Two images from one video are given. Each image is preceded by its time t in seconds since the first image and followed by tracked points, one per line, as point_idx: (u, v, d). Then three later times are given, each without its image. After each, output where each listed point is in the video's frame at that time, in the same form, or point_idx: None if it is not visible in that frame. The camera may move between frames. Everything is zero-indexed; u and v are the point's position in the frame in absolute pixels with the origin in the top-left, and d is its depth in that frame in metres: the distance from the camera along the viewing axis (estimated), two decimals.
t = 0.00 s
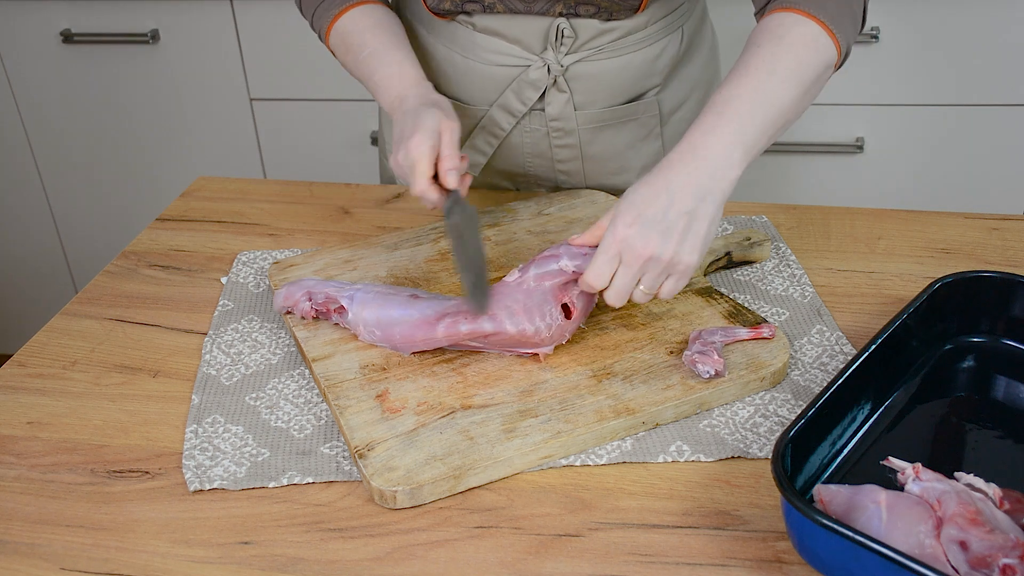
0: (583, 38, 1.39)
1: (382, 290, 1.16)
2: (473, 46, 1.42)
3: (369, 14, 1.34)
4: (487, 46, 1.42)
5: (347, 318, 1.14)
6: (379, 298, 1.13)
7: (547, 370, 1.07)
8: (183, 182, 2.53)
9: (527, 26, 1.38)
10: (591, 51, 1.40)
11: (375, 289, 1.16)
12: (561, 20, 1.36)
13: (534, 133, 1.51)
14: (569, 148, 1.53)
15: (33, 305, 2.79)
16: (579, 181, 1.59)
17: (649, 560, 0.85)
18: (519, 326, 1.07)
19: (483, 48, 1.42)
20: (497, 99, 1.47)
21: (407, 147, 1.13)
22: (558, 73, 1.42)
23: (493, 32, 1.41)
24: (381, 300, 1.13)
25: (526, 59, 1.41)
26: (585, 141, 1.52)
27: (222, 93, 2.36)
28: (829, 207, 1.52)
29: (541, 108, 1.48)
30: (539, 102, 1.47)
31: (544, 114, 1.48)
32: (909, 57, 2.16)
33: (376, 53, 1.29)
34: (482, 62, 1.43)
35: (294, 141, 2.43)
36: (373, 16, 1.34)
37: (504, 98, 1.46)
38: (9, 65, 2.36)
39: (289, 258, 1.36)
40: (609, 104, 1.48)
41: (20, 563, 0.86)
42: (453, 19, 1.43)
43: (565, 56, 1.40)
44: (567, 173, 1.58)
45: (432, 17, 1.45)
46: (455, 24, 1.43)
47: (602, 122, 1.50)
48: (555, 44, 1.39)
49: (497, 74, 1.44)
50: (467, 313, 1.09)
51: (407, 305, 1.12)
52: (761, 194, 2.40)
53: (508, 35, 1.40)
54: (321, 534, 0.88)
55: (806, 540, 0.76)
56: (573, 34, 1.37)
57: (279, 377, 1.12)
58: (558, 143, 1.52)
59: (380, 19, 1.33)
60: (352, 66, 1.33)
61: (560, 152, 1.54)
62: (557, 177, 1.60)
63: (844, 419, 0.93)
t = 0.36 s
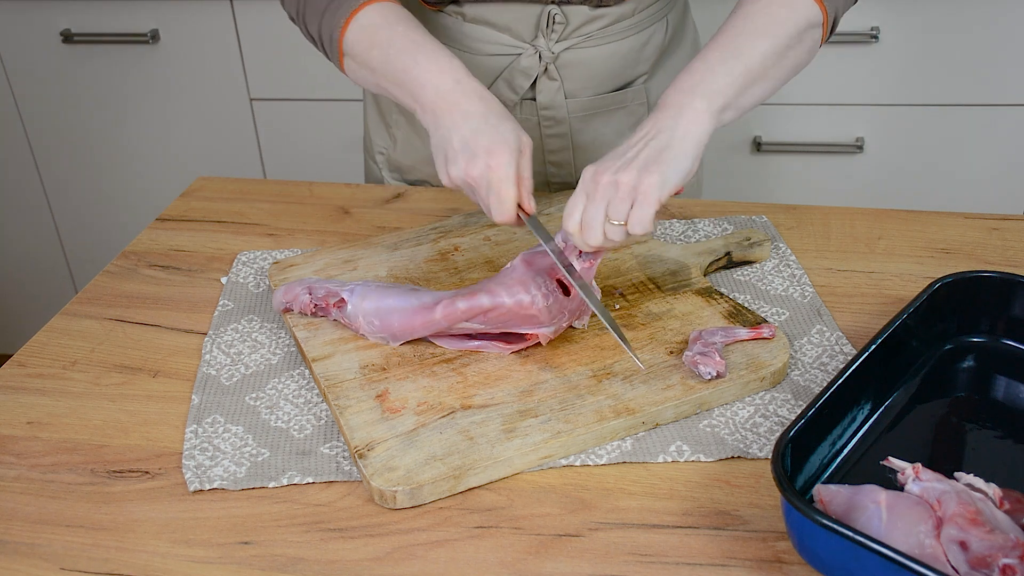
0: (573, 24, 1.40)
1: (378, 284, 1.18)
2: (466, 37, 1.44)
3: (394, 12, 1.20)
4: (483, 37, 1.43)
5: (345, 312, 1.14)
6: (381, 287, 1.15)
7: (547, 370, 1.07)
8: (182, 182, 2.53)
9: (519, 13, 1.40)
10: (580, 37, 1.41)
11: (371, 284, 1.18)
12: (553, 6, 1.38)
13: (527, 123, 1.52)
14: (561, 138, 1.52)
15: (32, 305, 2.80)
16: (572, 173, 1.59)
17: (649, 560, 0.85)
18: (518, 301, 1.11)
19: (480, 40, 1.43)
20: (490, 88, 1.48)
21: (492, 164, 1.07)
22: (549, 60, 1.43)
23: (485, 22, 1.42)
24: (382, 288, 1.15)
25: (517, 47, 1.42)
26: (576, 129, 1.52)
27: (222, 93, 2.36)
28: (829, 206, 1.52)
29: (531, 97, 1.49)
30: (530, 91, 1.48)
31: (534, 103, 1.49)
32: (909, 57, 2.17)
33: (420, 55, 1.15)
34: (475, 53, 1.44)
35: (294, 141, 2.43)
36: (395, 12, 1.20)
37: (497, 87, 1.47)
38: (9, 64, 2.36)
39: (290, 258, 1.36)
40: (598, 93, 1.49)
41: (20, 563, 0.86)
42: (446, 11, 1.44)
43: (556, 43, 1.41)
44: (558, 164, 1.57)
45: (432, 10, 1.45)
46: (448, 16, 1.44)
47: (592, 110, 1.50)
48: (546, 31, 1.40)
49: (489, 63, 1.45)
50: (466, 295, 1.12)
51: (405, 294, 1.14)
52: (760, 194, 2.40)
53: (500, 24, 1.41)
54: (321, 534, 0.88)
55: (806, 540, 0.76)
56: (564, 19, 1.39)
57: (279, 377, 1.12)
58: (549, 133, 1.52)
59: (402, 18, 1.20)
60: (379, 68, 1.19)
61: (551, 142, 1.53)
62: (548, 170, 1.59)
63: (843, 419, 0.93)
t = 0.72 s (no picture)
0: (604, 17, 1.43)
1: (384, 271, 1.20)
2: (500, 35, 1.44)
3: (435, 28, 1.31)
4: (512, 33, 1.44)
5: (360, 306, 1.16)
6: (398, 264, 1.18)
7: (547, 369, 1.07)
8: (182, 182, 2.53)
9: (557, 9, 1.41)
10: (611, 27, 1.45)
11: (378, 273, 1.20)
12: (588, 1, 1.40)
13: (553, 116, 1.52)
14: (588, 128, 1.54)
15: (32, 306, 2.80)
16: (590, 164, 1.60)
17: (650, 560, 0.85)
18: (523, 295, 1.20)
19: (510, 37, 1.44)
20: (526, 85, 1.48)
21: (524, 178, 1.28)
22: (583, 53, 1.45)
23: (520, 20, 1.43)
24: (399, 264, 1.18)
25: (553, 42, 1.44)
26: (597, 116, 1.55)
27: (222, 93, 2.36)
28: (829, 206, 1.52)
29: (563, 90, 1.50)
30: (564, 85, 1.49)
31: (566, 95, 1.50)
32: (908, 58, 2.17)
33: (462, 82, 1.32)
34: (510, 50, 1.45)
35: (294, 141, 2.43)
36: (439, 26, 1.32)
37: (532, 82, 1.48)
38: (9, 64, 2.36)
39: (289, 258, 1.36)
40: (617, 80, 1.53)
41: (20, 563, 0.86)
42: (477, 10, 1.43)
43: (589, 36, 1.44)
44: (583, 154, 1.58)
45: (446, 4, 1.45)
46: (479, 15, 1.43)
47: (611, 96, 1.54)
48: (581, 26, 1.43)
49: (524, 59, 1.46)
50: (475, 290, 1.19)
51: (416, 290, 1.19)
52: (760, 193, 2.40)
53: (537, 20, 1.43)
54: (321, 534, 0.88)
55: (806, 540, 0.76)
56: (599, 13, 1.42)
57: (279, 377, 1.12)
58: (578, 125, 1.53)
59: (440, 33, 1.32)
60: (416, 86, 1.30)
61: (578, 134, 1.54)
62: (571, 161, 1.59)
63: (844, 419, 0.93)
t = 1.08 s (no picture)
0: (592, 10, 1.44)
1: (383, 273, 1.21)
2: (486, 26, 1.45)
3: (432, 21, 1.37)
4: (500, 24, 1.44)
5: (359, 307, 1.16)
6: (396, 264, 1.18)
7: (546, 369, 1.07)
8: (182, 182, 2.53)
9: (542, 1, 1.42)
10: (599, 20, 1.46)
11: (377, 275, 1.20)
12: None
13: (541, 109, 1.52)
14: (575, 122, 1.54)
15: (33, 305, 2.80)
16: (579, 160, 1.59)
17: (649, 560, 0.85)
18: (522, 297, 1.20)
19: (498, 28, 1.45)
20: (511, 76, 1.49)
21: (515, 171, 1.30)
22: (570, 45, 1.46)
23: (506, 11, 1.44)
24: (397, 265, 1.18)
25: (541, 33, 1.44)
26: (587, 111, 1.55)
27: (222, 93, 2.36)
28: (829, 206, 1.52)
29: (550, 82, 1.50)
30: (550, 76, 1.49)
31: (554, 87, 1.50)
32: (907, 58, 2.17)
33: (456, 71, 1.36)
34: (496, 41, 1.46)
35: (294, 141, 2.43)
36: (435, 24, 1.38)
37: (519, 74, 1.48)
38: (9, 64, 2.36)
39: (289, 258, 1.36)
40: (606, 75, 1.53)
41: (20, 563, 0.86)
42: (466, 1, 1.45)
43: (576, 28, 1.45)
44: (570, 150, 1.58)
45: None
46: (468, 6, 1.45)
47: (601, 91, 1.54)
48: (568, 18, 1.44)
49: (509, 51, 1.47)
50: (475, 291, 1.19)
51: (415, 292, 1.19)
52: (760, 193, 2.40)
53: (522, 12, 1.43)
54: (321, 534, 0.88)
55: (806, 540, 0.76)
56: (586, 6, 1.42)
57: (279, 377, 1.12)
58: (565, 118, 1.53)
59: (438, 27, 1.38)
60: (418, 74, 1.34)
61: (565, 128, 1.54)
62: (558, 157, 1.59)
63: (844, 419, 0.93)
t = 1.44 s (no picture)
0: (592, 4, 1.43)
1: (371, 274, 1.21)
2: (485, 19, 1.45)
3: None
4: (497, 17, 1.44)
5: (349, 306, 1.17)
6: (385, 264, 1.19)
7: (544, 367, 1.08)
8: (181, 182, 2.53)
9: None
10: (599, 16, 1.45)
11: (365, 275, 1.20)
12: None
13: (541, 106, 1.52)
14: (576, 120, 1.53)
15: (32, 305, 2.79)
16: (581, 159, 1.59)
17: (649, 560, 0.85)
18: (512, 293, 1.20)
19: (496, 20, 1.45)
20: (510, 71, 1.49)
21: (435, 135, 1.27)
22: (569, 39, 1.45)
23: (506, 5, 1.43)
24: (387, 264, 1.19)
25: (539, 27, 1.44)
26: (588, 111, 1.54)
27: (222, 93, 2.36)
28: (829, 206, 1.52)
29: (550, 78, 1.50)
30: (550, 72, 1.49)
31: (554, 83, 1.50)
32: (908, 59, 2.17)
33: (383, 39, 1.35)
34: (495, 34, 1.46)
35: (294, 141, 2.43)
36: None
37: (517, 68, 1.48)
38: (9, 64, 2.36)
39: (275, 260, 1.35)
40: (611, 74, 1.51)
41: (20, 563, 0.86)
42: None
43: (575, 22, 1.44)
44: (570, 149, 1.57)
45: None
46: None
47: (604, 90, 1.52)
48: (566, 11, 1.43)
49: (509, 45, 1.46)
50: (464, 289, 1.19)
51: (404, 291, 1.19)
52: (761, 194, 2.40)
53: (521, 6, 1.43)
54: (322, 534, 0.88)
55: (806, 540, 0.76)
56: None
57: (272, 381, 1.12)
58: (565, 115, 1.53)
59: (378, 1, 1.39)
60: (347, 40, 1.34)
61: (566, 126, 1.54)
62: (560, 157, 1.58)
63: (843, 419, 0.93)
